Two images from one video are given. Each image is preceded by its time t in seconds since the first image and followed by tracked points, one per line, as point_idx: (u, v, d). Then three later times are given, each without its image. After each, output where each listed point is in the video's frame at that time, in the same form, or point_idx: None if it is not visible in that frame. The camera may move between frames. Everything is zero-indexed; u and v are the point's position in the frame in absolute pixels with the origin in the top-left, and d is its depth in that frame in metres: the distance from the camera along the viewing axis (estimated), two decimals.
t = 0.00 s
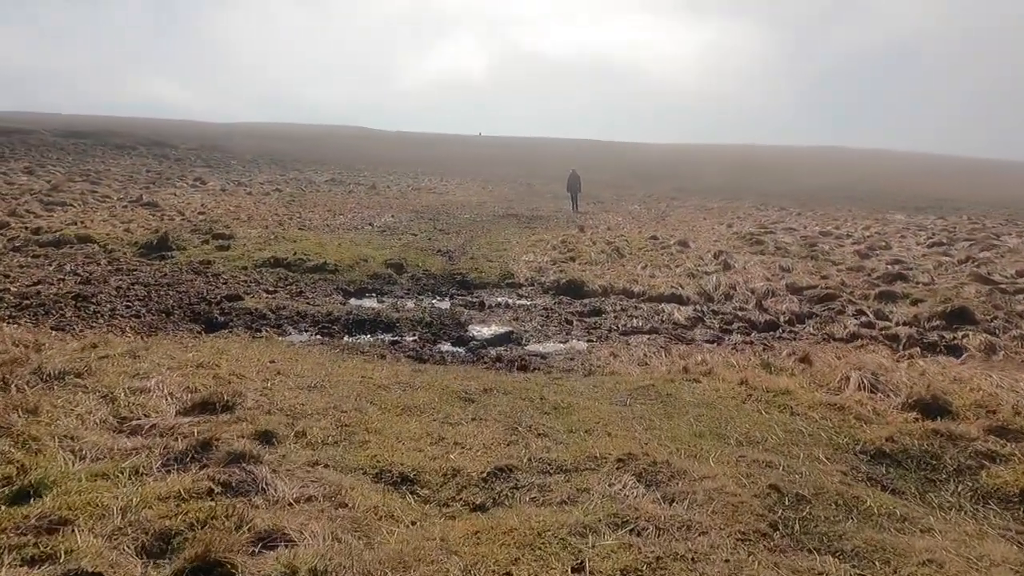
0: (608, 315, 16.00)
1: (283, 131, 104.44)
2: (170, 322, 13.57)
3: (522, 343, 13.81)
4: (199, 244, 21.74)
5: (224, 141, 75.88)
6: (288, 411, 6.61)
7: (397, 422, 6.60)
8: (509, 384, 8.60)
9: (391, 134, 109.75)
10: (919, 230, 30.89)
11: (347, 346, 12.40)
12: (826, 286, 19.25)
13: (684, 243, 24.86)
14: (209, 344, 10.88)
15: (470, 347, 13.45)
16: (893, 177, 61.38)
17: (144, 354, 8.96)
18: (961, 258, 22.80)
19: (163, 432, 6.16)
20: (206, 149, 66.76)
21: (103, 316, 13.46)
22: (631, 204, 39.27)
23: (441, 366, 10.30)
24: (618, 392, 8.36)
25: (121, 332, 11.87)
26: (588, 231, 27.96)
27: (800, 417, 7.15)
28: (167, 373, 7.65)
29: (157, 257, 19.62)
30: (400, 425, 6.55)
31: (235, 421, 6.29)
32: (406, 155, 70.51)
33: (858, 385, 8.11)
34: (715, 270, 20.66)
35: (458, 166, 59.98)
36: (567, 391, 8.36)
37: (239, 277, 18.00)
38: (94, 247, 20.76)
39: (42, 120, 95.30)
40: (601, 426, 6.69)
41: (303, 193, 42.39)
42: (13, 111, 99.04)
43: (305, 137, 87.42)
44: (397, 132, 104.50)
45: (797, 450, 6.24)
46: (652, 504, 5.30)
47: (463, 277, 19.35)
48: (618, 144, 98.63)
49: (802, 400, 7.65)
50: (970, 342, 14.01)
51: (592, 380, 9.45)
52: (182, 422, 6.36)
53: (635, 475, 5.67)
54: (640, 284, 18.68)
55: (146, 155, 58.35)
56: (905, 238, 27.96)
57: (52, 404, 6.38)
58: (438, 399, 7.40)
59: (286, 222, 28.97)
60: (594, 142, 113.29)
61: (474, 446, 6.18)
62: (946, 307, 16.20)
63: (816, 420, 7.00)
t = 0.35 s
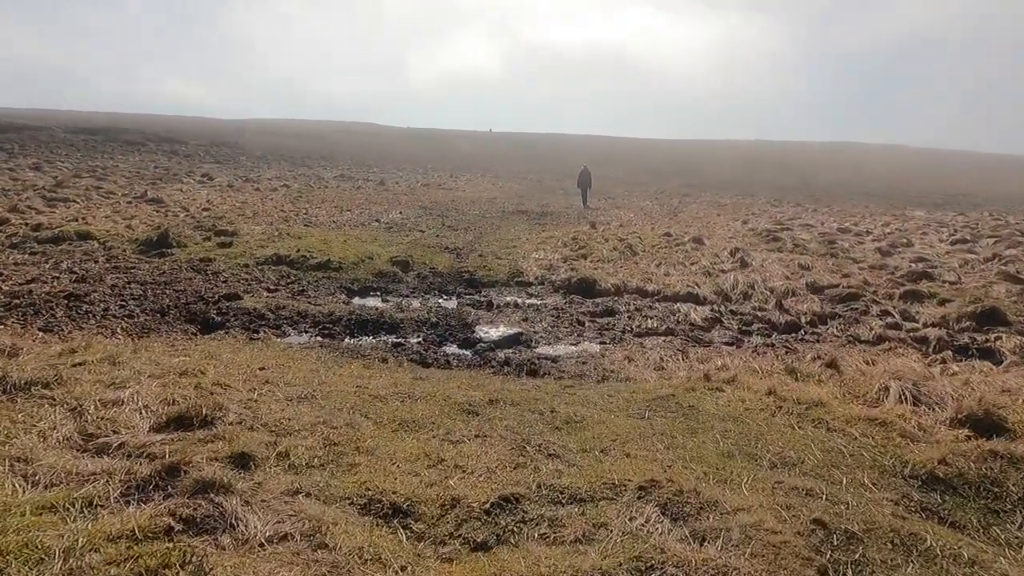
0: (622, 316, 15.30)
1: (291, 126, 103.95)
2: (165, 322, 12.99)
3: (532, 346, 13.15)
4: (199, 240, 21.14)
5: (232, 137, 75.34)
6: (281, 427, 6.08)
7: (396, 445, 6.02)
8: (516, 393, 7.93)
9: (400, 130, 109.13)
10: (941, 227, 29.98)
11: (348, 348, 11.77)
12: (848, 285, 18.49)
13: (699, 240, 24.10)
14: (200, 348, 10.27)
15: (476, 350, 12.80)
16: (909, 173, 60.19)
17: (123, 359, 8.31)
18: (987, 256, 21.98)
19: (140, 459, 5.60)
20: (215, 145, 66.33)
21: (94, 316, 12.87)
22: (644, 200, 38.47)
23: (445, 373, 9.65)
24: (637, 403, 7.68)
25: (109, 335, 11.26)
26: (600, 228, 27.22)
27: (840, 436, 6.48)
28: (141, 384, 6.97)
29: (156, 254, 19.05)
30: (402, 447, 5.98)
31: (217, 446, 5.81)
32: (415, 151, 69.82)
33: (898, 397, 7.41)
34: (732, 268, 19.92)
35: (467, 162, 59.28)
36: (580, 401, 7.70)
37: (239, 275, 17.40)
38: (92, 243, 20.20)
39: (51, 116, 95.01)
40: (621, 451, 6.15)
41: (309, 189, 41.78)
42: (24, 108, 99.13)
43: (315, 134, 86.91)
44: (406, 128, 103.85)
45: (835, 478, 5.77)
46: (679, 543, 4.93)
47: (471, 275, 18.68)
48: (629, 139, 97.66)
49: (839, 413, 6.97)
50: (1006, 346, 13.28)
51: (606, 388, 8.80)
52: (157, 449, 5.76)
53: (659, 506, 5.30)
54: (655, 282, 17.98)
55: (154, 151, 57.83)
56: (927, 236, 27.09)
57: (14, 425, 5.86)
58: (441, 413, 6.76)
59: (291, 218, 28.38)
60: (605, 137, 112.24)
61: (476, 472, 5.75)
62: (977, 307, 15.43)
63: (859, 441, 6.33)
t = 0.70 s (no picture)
0: (634, 322, 14.71)
1: (302, 124, 103.64)
2: (160, 329, 12.52)
3: (539, 355, 12.61)
4: (202, 241, 20.70)
5: (242, 134, 75.07)
6: (257, 476, 5.68)
7: (382, 492, 5.61)
8: (519, 412, 7.41)
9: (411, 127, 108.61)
10: (962, 227, 29.20)
11: (348, 357, 11.26)
12: (869, 289, 17.85)
13: (713, 241, 23.47)
14: (192, 359, 9.80)
15: (481, 359, 12.27)
16: (927, 170, 59.09)
17: (103, 373, 7.83)
18: (1013, 258, 21.26)
19: (112, 506, 5.20)
20: (225, 142, 65.98)
21: (86, 322, 12.40)
22: (656, 198, 37.81)
23: (448, 387, 9.15)
24: (651, 424, 7.17)
25: (99, 346, 10.79)
26: (611, 228, 26.63)
27: (875, 470, 6.03)
28: (116, 409, 6.52)
29: (156, 256, 18.62)
30: (388, 497, 5.55)
31: (196, 491, 5.42)
32: (425, 148, 69.25)
33: (936, 423, 6.83)
34: (747, 271, 19.31)
35: (478, 160, 58.72)
36: (590, 423, 7.15)
37: (240, 278, 16.94)
38: (92, 244, 19.77)
39: (61, 114, 95.01)
40: (635, 491, 5.71)
41: (318, 187, 41.35)
42: (36, 106, 99.19)
43: (324, 131, 86.53)
44: (417, 125, 103.45)
45: (872, 523, 5.33)
46: None
47: (478, 278, 18.16)
48: (641, 137, 96.89)
49: (872, 440, 6.51)
50: None
51: (618, 406, 8.25)
52: (129, 492, 5.35)
53: (678, 562, 4.86)
54: (668, 286, 17.40)
55: (163, 149, 57.49)
56: (948, 237, 26.32)
57: None
58: (436, 448, 6.32)
59: (297, 218, 27.91)
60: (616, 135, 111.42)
61: (472, 518, 5.31)
62: (1006, 313, 14.77)
63: (896, 480, 5.86)
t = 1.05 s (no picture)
0: (636, 331, 14.15)
1: (303, 127, 103.19)
2: (140, 339, 12.00)
3: (536, 366, 12.09)
4: (193, 247, 20.18)
5: (243, 137, 74.66)
6: (217, 519, 5.18)
7: (353, 538, 5.10)
8: (511, 435, 6.88)
9: (412, 130, 108.21)
10: (971, 231, 28.63)
11: (336, 370, 10.73)
12: (879, 296, 17.28)
13: (717, 245, 22.92)
14: (167, 373, 9.28)
15: (475, 371, 11.73)
16: (933, 173, 58.48)
17: (65, 392, 7.31)
18: None
19: (53, 553, 4.71)
20: (224, 146, 65.53)
21: (63, 332, 11.89)
22: (659, 202, 37.26)
23: (437, 403, 8.61)
24: (654, 449, 6.65)
25: (71, 358, 10.27)
26: (613, 233, 26.08)
27: (900, 504, 5.52)
28: (65, 439, 6.00)
29: (144, 262, 18.11)
30: (359, 544, 5.03)
31: (147, 534, 4.91)
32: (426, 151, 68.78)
33: (963, 449, 6.32)
34: (753, 277, 18.75)
35: (479, 163, 58.19)
36: (585, 448, 6.64)
37: (229, 284, 16.43)
38: (79, 250, 19.27)
39: (62, 117, 94.64)
40: (636, 533, 5.20)
41: (317, 191, 40.84)
42: (36, 110, 98.84)
43: (326, 134, 86.13)
44: (419, 128, 103.00)
45: (898, 568, 4.83)
46: None
47: (476, 284, 17.62)
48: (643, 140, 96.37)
49: (894, 469, 6.01)
50: None
51: (617, 426, 7.72)
52: (71, 536, 4.87)
53: None
54: (671, 293, 16.85)
55: (162, 152, 57.02)
56: (958, 241, 25.75)
57: None
58: (419, 484, 5.82)
59: (293, 222, 27.39)
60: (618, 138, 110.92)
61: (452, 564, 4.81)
62: None
63: (924, 516, 5.36)
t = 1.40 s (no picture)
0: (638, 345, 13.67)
1: (303, 134, 102.89)
2: (122, 355, 11.54)
3: (534, 382, 11.61)
4: (184, 257, 19.72)
5: (242, 144, 74.26)
6: None
7: None
8: (506, 469, 6.41)
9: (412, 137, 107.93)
10: (978, 239, 28.19)
11: (325, 389, 10.26)
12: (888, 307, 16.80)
13: (719, 255, 22.44)
14: (144, 395, 8.81)
15: (471, 389, 11.23)
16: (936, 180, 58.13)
17: (29, 421, 6.84)
18: None
19: None
20: (223, 152, 65.12)
21: (41, 348, 11.43)
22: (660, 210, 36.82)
23: (430, 427, 8.13)
24: (660, 485, 6.17)
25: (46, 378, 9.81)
26: (613, 241, 25.60)
27: (932, 551, 5.09)
28: (19, 485, 5.50)
29: (132, 273, 17.64)
30: None
31: None
32: (425, 158, 68.42)
33: (996, 485, 5.87)
34: (758, 288, 18.27)
35: (478, 170, 57.80)
36: (584, 483, 6.18)
37: (219, 296, 15.97)
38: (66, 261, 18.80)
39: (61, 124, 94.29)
40: None
41: (314, 198, 40.43)
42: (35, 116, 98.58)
43: (326, 141, 85.82)
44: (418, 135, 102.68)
45: None
46: None
47: (473, 296, 17.17)
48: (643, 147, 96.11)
49: (923, 509, 5.57)
50: None
51: (619, 453, 7.25)
52: None
53: None
54: (674, 305, 16.38)
55: (160, 159, 56.61)
56: (965, 250, 25.29)
57: None
58: (404, 530, 5.37)
59: (288, 231, 26.93)
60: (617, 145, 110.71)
61: None
62: None
63: (959, 567, 4.92)
